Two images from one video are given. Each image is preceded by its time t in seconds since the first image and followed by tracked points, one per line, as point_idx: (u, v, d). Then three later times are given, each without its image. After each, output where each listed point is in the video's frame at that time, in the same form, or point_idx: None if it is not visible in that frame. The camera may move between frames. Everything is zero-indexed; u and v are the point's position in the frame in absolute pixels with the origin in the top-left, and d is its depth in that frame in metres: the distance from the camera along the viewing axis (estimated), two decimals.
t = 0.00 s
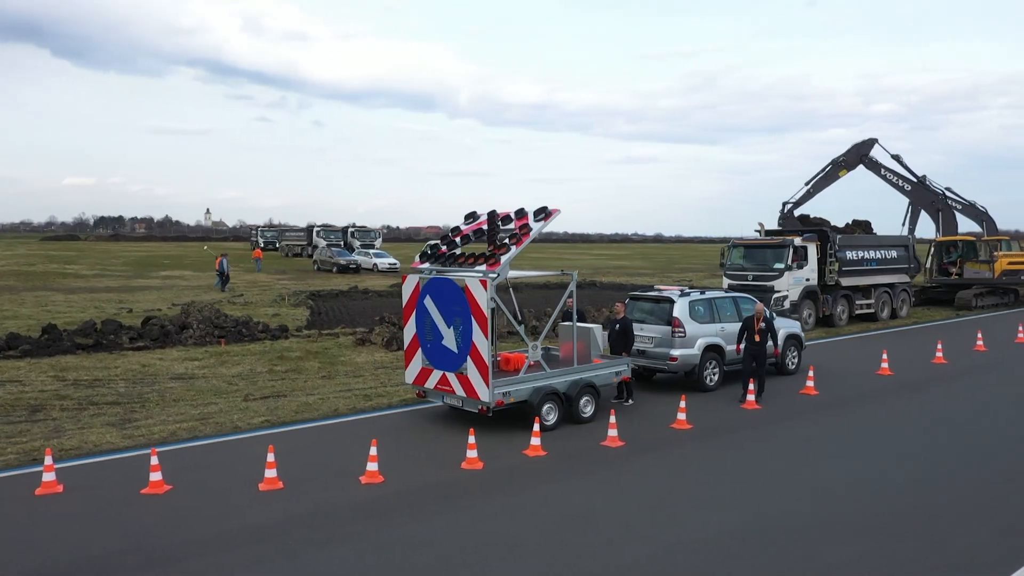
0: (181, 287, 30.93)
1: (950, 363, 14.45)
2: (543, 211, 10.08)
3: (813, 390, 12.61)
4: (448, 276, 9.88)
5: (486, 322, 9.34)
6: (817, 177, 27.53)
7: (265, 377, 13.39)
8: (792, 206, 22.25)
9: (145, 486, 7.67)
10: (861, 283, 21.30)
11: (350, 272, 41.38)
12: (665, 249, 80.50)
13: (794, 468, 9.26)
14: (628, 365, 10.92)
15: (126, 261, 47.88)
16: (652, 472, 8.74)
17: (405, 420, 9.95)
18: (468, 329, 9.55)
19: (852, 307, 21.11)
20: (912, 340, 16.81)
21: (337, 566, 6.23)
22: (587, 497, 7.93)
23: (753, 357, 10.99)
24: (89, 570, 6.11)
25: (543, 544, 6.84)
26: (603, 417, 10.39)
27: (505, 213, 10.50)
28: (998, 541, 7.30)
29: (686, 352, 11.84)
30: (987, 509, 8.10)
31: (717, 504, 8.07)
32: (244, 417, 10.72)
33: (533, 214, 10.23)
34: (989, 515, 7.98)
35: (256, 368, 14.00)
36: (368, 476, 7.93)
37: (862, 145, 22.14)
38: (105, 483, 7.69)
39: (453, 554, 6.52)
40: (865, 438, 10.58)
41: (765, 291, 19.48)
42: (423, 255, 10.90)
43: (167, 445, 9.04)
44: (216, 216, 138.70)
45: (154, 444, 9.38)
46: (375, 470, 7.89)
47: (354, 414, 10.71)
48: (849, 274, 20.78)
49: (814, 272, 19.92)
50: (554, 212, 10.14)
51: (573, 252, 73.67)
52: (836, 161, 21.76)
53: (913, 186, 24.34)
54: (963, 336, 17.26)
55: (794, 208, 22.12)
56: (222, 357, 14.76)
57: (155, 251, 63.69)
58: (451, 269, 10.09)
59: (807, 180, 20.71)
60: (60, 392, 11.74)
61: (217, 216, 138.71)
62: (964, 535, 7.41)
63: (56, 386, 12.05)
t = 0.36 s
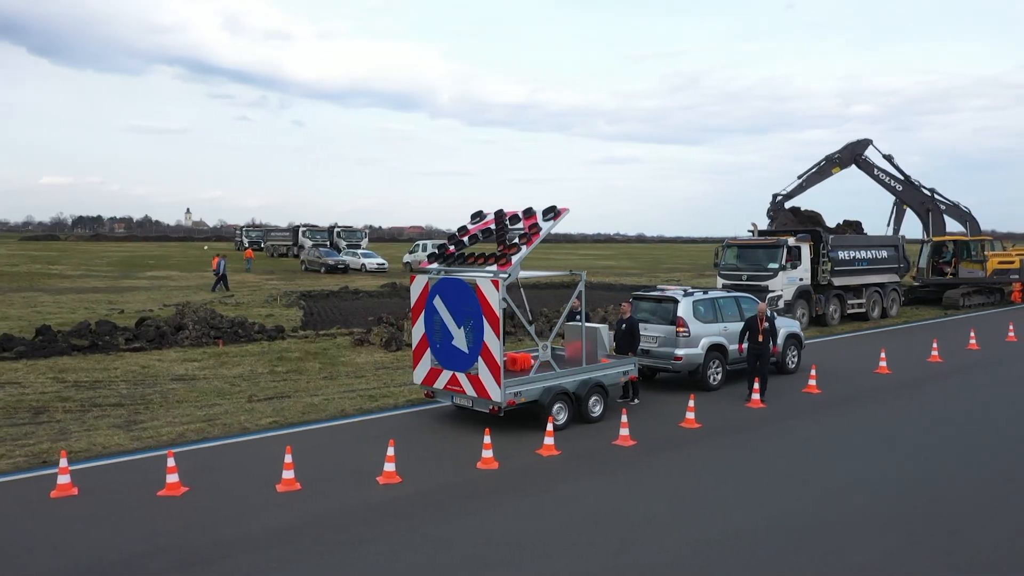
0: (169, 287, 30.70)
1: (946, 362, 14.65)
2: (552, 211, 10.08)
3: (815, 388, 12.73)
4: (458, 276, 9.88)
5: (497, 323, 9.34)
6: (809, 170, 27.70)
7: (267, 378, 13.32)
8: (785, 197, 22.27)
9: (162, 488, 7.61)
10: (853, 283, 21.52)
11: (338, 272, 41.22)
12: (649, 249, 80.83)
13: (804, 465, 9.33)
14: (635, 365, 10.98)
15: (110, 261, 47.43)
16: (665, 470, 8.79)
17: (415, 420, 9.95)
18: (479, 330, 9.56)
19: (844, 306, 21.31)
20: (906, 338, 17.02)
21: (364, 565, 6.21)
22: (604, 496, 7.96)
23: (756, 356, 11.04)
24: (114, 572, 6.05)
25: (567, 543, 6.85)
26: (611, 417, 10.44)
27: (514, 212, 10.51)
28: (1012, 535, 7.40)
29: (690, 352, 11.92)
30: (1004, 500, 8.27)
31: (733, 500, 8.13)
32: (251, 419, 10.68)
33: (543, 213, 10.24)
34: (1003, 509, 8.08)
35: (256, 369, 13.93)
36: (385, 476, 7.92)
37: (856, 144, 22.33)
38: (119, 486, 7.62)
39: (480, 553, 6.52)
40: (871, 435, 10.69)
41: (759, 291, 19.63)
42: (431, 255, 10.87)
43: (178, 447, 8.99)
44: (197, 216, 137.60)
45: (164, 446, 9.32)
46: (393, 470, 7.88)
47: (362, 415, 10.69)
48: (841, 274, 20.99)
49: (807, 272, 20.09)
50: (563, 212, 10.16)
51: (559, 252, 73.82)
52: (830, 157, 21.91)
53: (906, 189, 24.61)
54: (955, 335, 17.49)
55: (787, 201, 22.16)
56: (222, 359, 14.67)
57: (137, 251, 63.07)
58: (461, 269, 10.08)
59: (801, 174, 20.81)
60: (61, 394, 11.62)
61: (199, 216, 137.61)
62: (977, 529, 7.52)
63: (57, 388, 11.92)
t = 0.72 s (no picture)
0: (158, 287, 30.44)
1: (942, 360, 14.83)
2: (562, 211, 10.11)
3: (817, 387, 12.84)
4: (469, 276, 9.88)
5: (510, 323, 9.35)
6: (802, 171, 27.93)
7: (270, 379, 13.27)
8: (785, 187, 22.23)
9: (180, 490, 7.56)
10: (846, 283, 21.74)
11: (326, 273, 41.06)
12: (635, 249, 81.09)
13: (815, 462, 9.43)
14: (642, 364, 11.04)
15: (95, 262, 46.99)
16: (680, 468, 8.84)
17: (427, 421, 9.95)
18: (491, 330, 9.57)
19: (838, 306, 21.52)
20: (901, 338, 17.22)
21: (394, 563, 6.21)
22: (624, 494, 8.00)
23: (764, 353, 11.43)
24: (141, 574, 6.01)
25: (593, 541, 6.88)
26: (621, 417, 10.49)
27: (524, 212, 10.52)
28: None
29: (695, 351, 11.99)
30: (1016, 494, 8.38)
31: (751, 497, 8.19)
32: (260, 420, 10.63)
33: (553, 212, 10.25)
34: (1016, 502, 8.20)
35: (259, 370, 13.87)
36: (405, 476, 7.91)
37: (855, 144, 22.56)
38: (137, 488, 7.56)
39: (507, 551, 6.53)
40: (877, 433, 10.81)
41: (754, 290, 19.79)
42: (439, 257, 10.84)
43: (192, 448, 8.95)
44: (179, 217, 136.48)
45: (176, 447, 9.27)
46: (412, 470, 7.87)
47: (371, 416, 10.69)
48: (834, 274, 21.20)
49: (801, 271, 20.27)
50: (573, 211, 10.18)
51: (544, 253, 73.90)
52: (830, 153, 22.08)
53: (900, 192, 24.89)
54: (949, 334, 17.71)
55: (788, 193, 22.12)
56: (223, 359, 14.60)
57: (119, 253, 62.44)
58: (471, 269, 10.08)
59: (802, 167, 20.86)
60: (65, 395, 11.51)
61: (181, 216, 136.49)
62: (994, 522, 7.62)
63: (59, 389, 11.81)
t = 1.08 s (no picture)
0: (148, 288, 30.20)
1: (939, 359, 15.01)
2: (573, 210, 10.12)
3: (820, 385, 12.95)
4: (481, 277, 9.90)
5: (524, 323, 9.38)
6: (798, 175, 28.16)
7: (274, 380, 13.22)
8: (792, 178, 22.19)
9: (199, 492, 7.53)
10: (839, 283, 21.94)
11: (316, 273, 40.91)
12: (621, 250, 81.32)
13: (828, 457, 9.52)
14: (650, 364, 11.11)
15: (79, 262, 46.51)
16: (696, 465, 8.90)
17: (440, 421, 9.95)
18: (504, 330, 9.59)
19: (831, 305, 21.71)
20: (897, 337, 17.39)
21: (423, 563, 6.21)
22: (643, 492, 8.04)
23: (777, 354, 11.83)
24: None
25: (619, 537, 6.91)
26: (632, 416, 10.54)
27: (534, 211, 10.53)
28: None
29: (701, 351, 12.08)
30: None
31: (767, 493, 8.26)
32: (270, 421, 10.60)
33: (563, 212, 10.27)
34: None
35: (262, 371, 13.81)
36: (425, 476, 7.91)
37: (857, 143, 22.79)
38: (156, 490, 7.53)
39: (535, 549, 6.54)
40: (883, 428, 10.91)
41: (750, 290, 19.94)
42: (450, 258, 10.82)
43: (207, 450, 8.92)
44: (162, 217, 135.39)
45: (189, 449, 9.22)
46: (432, 470, 7.88)
47: (382, 416, 10.69)
48: (828, 274, 21.39)
49: (797, 272, 20.44)
50: (583, 211, 10.20)
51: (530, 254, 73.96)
52: (833, 149, 22.22)
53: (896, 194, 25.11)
54: (943, 333, 17.93)
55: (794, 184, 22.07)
56: (225, 360, 14.53)
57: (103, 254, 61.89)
58: (483, 270, 10.10)
59: (811, 161, 20.86)
60: (70, 397, 11.41)
61: (163, 217, 135.41)
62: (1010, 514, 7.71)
63: (64, 391, 11.71)
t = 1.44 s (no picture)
0: (138, 289, 29.94)
1: (936, 357, 15.21)
2: (584, 210, 10.15)
3: (823, 383, 13.07)
4: (494, 277, 9.91)
5: (539, 323, 9.40)
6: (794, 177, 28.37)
7: (279, 380, 13.18)
8: (803, 175, 22.25)
9: (220, 493, 7.53)
10: (833, 282, 22.15)
11: (306, 274, 40.76)
12: (606, 250, 81.59)
13: (838, 454, 9.62)
14: (659, 363, 11.19)
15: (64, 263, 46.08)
16: (710, 463, 8.97)
17: (452, 421, 9.97)
18: (518, 330, 9.61)
19: (825, 305, 21.91)
20: (893, 336, 17.57)
21: (454, 564, 6.24)
22: (661, 491, 8.11)
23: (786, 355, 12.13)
24: None
25: (644, 536, 6.97)
26: (642, 415, 10.62)
27: (545, 210, 10.56)
28: None
29: (707, 350, 12.16)
30: None
31: (783, 489, 8.34)
32: (281, 422, 10.57)
33: (574, 211, 10.29)
34: None
35: (266, 371, 13.77)
36: (445, 476, 7.93)
37: (858, 142, 22.95)
38: (176, 492, 7.50)
39: (562, 549, 6.59)
40: (889, 425, 11.05)
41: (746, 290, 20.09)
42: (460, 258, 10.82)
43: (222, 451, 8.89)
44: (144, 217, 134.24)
45: (204, 450, 9.19)
46: (453, 470, 7.90)
47: (393, 416, 10.69)
48: (822, 273, 21.59)
49: (792, 271, 20.61)
50: (594, 210, 10.23)
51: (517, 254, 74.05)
52: (839, 149, 22.37)
53: (891, 196, 25.29)
54: (938, 332, 18.14)
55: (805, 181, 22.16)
56: (227, 361, 14.46)
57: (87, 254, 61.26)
58: (496, 270, 10.11)
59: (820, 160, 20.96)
60: (76, 398, 11.33)
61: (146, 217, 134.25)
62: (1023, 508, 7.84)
63: (69, 393, 11.62)
